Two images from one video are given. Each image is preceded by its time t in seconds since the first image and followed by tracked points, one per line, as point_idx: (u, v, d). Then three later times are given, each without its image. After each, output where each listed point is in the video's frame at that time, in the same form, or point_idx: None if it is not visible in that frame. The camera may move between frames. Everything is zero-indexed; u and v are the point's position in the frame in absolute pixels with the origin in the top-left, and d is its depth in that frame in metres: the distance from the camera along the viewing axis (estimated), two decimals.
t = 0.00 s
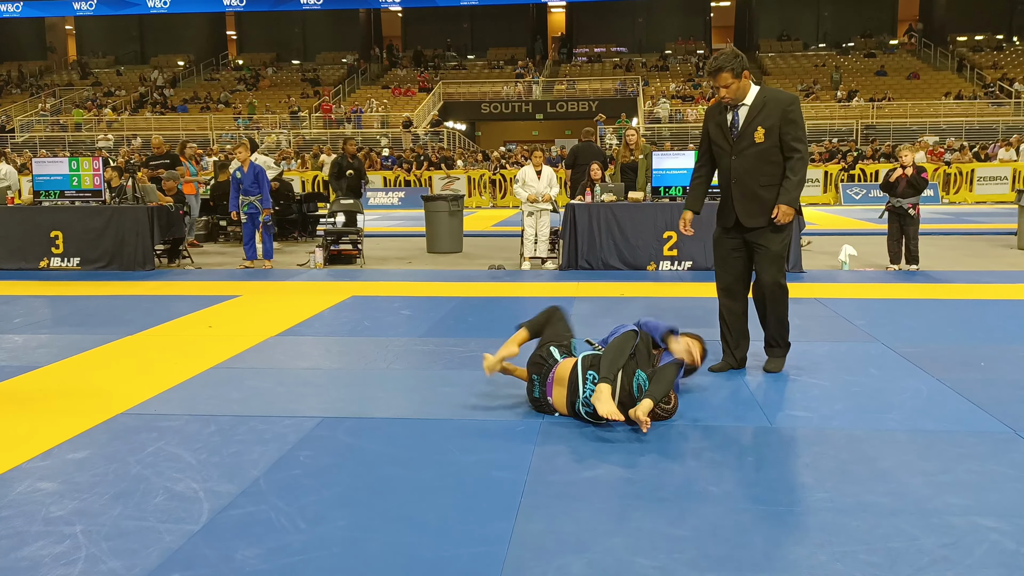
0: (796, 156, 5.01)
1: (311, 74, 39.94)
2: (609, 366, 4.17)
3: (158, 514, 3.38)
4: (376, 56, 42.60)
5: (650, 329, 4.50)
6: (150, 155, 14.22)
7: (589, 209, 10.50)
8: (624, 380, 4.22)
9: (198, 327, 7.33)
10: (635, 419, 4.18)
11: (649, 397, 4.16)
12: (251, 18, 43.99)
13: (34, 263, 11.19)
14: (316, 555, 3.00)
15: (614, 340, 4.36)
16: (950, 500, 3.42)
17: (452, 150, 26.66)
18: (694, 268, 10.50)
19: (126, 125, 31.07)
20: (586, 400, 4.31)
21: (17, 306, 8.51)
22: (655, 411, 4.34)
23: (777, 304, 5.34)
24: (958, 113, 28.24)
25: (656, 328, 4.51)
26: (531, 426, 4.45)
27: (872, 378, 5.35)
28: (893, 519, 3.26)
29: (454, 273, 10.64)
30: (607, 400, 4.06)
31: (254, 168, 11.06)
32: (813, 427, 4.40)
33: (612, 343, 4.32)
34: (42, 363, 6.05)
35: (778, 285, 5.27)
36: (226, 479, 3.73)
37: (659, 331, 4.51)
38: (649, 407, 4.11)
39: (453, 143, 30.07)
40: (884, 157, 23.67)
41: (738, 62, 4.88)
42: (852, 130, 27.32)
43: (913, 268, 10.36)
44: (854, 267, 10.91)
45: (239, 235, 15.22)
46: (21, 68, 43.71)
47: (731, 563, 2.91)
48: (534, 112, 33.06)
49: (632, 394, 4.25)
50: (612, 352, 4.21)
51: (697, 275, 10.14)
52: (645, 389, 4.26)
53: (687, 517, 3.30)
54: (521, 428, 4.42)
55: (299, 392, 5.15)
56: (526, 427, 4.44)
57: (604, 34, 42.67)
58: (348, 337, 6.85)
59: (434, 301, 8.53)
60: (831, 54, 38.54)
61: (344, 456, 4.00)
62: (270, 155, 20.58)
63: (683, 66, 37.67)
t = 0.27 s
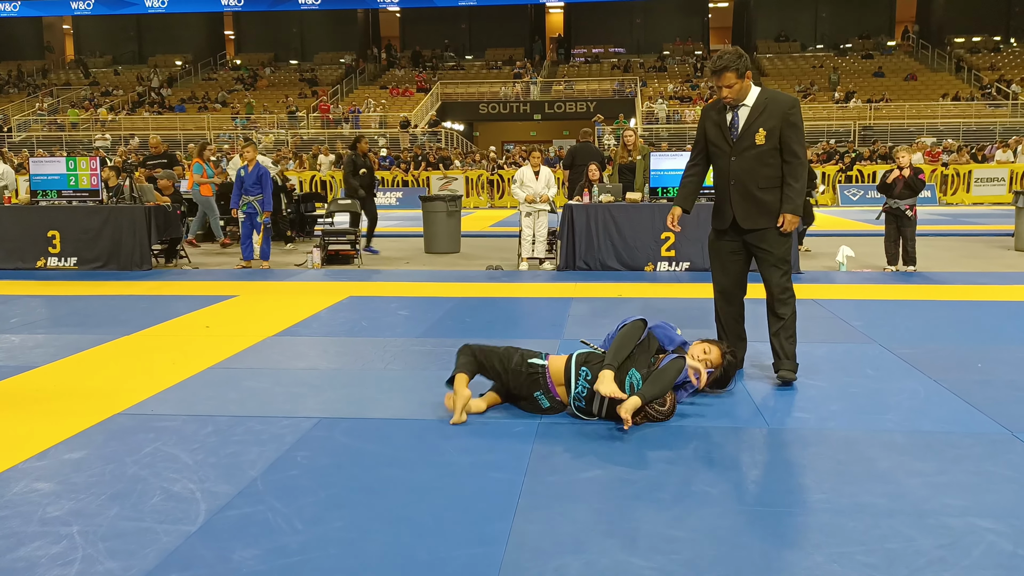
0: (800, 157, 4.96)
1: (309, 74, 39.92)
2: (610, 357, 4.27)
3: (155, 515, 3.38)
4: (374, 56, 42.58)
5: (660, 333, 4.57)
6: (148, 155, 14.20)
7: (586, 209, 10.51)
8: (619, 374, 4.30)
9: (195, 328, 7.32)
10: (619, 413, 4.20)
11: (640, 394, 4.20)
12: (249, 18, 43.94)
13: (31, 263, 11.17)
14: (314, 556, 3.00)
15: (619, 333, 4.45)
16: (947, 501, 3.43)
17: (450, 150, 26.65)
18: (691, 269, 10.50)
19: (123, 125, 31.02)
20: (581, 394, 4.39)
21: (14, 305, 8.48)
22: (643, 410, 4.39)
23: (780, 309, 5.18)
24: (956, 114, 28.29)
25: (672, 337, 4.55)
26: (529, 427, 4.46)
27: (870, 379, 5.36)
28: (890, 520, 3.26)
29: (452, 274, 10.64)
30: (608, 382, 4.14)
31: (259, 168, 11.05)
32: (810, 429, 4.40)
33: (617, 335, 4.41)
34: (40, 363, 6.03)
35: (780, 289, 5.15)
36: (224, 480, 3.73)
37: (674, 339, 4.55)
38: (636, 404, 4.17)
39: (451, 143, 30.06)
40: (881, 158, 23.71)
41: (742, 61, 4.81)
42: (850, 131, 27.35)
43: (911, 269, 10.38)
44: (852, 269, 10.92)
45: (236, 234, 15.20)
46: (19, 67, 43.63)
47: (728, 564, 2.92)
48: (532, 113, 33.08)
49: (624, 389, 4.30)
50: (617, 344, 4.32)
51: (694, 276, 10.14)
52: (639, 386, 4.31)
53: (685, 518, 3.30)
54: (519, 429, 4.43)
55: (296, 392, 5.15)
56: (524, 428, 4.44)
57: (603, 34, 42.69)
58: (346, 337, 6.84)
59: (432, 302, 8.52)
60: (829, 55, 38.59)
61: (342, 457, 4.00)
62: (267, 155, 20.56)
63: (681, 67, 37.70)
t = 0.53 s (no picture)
0: (808, 164, 4.85)
1: (308, 75, 39.94)
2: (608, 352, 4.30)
3: (154, 515, 3.38)
4: (372, 56, 42.60)
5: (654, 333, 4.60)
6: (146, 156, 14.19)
7: (585, 209, 10.52)
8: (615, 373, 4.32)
9: (194, 328, 7.31)
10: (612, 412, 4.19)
11: (635, 393, 4.21)
12: (248, 18, 43.93)
13: (29, 264, 11.15)
14: (313, 556, 3.00)
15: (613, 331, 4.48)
16: (945, 501, 3.44)
17: (449, 151, 26.65)
18: (690, 269, 10.50)
19: (122, 125, 31.02)
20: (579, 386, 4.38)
21: (13, 306, 8.48)
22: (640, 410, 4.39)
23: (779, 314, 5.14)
24: (953, 114, 28.35)
25: (666, 340, 4.57)
26: (527, 427, 4.46)
27: (868, 379, 5.36)
28: (888, 520, 3.27)
29: (451, 274, 10.64)
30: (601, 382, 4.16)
31: (258, 169, 11.06)
32: (809, 428, 4.41)
33: (612, 332, 4.45)
34: (38, 364, 6.03)
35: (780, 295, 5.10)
36: (222, 480, 3.73)
37: (670, 343, 4.57)
38: (632, 402, 4.14)
39: (450, 143, 30.07)
40: (879, 158, 23.75)
41: (759, 60, 4.69)
42: (847, 131, 27.37)
43: (909, 268, 10.39)
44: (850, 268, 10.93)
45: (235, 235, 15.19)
46: (17, 67, 43.62)
47: (726, 563, 2.92)
48: (530, 113, 33.10)
49: (619, 388, 4.31)
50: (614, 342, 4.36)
51: (693, 276, 10.14)
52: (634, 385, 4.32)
53: (683, 518, 3.30)
54: (518, 429, 4.43)
55: (295, 393, 5.15)
56: (522, 428, 4.44)
57: (601, 34, 42.72)
58: (345, 337, 6.84)
59: (430, 302, 8.53)
60: (827, 55, 38.65)
61: (341, 458, 4.00)
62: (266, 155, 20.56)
63: (679, 67, 37.73)
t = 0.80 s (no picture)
0: (816, 167, 4.81)
1: (306, 74, 39.92)
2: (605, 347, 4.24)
3: (152, 515, 3.38)
4: (370, 56, 42.58)
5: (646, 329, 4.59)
6: (144, 155, 14.19)
7: (583, 209, 10.52)
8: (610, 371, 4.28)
9: (192, 328, 7.30)
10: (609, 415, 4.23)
11: (631, 394, 4.26)
12: (246, 18, 43.88)
13: (27, 264, 11.14)
14: (311, 557, 3.00)
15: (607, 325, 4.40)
16: (944, 501, 3.44)
17: (447, 151, 26.65)
18: (688, 269, 10.50)
19: (119, 125, 30.99)
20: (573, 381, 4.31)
21: (10, 306, 8.46)
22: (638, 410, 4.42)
23: (780, 316, 5.15)
24: (951, 114, 28.39)
25: (657, 332, 4.60)
26: (524, 428, 4.46)
27: (867, 379, 5.36)
28: (887, 520, 3.27)
29: (449, 274, 10.63)
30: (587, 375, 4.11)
31: (252, 168, 11.08)
32: (806, 429, 4.41)
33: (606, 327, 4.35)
34: (36, 364, 6.03)
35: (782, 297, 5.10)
36: (221, 481, 3.72)
37: (660, 334, 4.61)
38: (626, 405, 4.22)
39: (448, 143, 30.07)
40: (878, 158, 23.76)
41: (776, 59, 4.64)
42: (845, 131, 27.38)
43: (907, 268, 10.41)
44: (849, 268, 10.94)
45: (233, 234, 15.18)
46: (14, 67, 43.56)
47: (725, 564, 2.92)
48: (528, 113, 33.09)
49: (619, 386, 4.34)
50: (609, 335, 4.28)
51: (691, 276, 10.15)
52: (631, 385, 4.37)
53: (681, 518, 3.31)
54: (515, 429, 4.43)
55: (293, 393, 5.15)
56: (520, 428, 4.45)
57: (600, 34, 42.75)
58: (343, 337, 6.84)
59: (429, 302, 8.53)
60: (826, 55, 38.68)
61: (339, 458, 4.00)
62: (263, 155, 20.55)
63: (678, 67, 37.73)
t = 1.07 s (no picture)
0: (817, 172, 4.79)
1: (305, 74, 39.90)
2: (612, 336, 4.21)
3: (150, 516, 3.37)
4: (369, 56, 42.57)
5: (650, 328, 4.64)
6: (143, 156, 14.19)
7: (582, 209, 10.51)
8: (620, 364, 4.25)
9: (191, 328, 7.30)
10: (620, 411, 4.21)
11: (641, 391, 4.22)
12: (245, 18, 43.86)
13: (25, 264, 11.13)
14: (310, 557, 3.00)
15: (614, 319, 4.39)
16: (943, 501, 3.44)
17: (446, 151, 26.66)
18: (687, 269, 10.50)
19: (118, 125, 30.98)
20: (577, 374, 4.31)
21: (8, 306, 8.45)
22: (641, 409, 4.38)
23: (780, 318, 5.14)
24: (950, 114, 28.39)
25: (660, 332, 4.82)
26: (524, 427, 4.46)
27: (866, 379, 5.37)
28: (887, 520, 3.27)
29: (448, 274, 10.63)
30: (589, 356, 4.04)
31: (246, 168, 11.09)
32: (805, 429, 4.41)
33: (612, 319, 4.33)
34: (35, 364, 6.02)
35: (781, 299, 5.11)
36: (219, 481, 3.72)
37: (664, 334, 4.82)
38: (637, 401, 4.17)
39: (447, 143, 30.07)
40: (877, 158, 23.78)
41: (780, 63, 4.60)
42: (844, 131, 27.36)
43: (905, 269, 10.43)
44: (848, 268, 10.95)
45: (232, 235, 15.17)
46: (13, 67, 43.54)
47: (724, 564, 2.92)
48: (527, 113, 33.07)
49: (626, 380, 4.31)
50: (616, 325, 4.25)
51: (690, 276, 10.15)
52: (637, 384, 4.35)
53: (681, 518, 3.31)
54: (514, 429, 4.43)
55: (293, 393, 5.15)
56: (519, 428, 4.45)
57: (599, 34, 42.76)
58: (342, 337, 6.84)
59: (428, 302, 8.53)
60: (825, 55, 38.70)
61: (339, 458, 3.99)
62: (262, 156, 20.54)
63: (677, 67, 37.74)
